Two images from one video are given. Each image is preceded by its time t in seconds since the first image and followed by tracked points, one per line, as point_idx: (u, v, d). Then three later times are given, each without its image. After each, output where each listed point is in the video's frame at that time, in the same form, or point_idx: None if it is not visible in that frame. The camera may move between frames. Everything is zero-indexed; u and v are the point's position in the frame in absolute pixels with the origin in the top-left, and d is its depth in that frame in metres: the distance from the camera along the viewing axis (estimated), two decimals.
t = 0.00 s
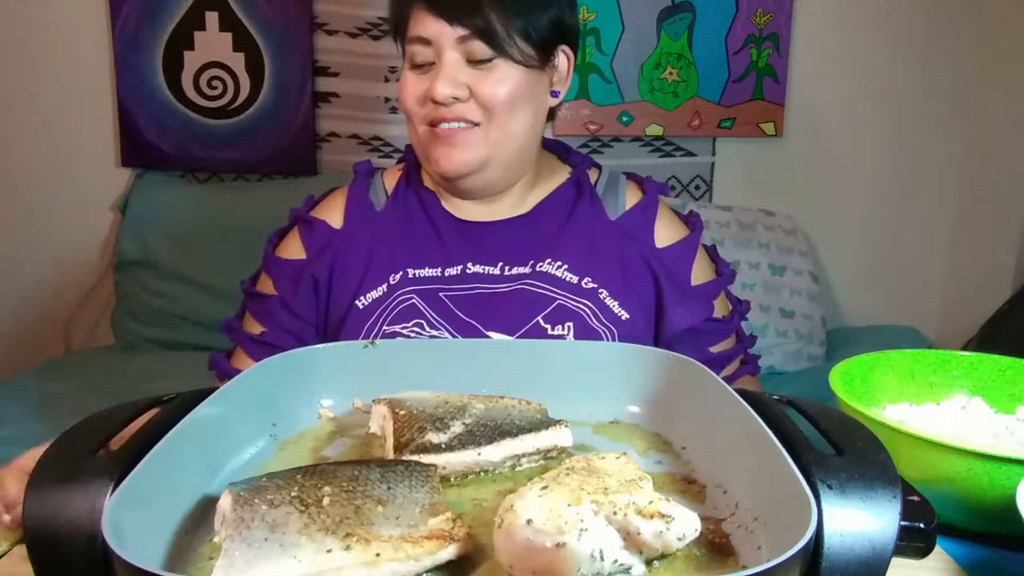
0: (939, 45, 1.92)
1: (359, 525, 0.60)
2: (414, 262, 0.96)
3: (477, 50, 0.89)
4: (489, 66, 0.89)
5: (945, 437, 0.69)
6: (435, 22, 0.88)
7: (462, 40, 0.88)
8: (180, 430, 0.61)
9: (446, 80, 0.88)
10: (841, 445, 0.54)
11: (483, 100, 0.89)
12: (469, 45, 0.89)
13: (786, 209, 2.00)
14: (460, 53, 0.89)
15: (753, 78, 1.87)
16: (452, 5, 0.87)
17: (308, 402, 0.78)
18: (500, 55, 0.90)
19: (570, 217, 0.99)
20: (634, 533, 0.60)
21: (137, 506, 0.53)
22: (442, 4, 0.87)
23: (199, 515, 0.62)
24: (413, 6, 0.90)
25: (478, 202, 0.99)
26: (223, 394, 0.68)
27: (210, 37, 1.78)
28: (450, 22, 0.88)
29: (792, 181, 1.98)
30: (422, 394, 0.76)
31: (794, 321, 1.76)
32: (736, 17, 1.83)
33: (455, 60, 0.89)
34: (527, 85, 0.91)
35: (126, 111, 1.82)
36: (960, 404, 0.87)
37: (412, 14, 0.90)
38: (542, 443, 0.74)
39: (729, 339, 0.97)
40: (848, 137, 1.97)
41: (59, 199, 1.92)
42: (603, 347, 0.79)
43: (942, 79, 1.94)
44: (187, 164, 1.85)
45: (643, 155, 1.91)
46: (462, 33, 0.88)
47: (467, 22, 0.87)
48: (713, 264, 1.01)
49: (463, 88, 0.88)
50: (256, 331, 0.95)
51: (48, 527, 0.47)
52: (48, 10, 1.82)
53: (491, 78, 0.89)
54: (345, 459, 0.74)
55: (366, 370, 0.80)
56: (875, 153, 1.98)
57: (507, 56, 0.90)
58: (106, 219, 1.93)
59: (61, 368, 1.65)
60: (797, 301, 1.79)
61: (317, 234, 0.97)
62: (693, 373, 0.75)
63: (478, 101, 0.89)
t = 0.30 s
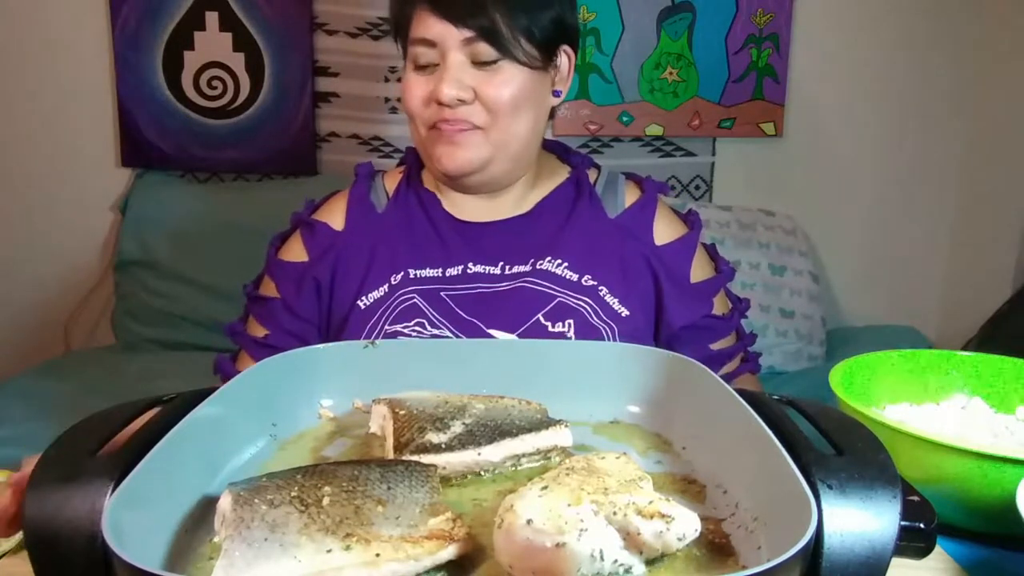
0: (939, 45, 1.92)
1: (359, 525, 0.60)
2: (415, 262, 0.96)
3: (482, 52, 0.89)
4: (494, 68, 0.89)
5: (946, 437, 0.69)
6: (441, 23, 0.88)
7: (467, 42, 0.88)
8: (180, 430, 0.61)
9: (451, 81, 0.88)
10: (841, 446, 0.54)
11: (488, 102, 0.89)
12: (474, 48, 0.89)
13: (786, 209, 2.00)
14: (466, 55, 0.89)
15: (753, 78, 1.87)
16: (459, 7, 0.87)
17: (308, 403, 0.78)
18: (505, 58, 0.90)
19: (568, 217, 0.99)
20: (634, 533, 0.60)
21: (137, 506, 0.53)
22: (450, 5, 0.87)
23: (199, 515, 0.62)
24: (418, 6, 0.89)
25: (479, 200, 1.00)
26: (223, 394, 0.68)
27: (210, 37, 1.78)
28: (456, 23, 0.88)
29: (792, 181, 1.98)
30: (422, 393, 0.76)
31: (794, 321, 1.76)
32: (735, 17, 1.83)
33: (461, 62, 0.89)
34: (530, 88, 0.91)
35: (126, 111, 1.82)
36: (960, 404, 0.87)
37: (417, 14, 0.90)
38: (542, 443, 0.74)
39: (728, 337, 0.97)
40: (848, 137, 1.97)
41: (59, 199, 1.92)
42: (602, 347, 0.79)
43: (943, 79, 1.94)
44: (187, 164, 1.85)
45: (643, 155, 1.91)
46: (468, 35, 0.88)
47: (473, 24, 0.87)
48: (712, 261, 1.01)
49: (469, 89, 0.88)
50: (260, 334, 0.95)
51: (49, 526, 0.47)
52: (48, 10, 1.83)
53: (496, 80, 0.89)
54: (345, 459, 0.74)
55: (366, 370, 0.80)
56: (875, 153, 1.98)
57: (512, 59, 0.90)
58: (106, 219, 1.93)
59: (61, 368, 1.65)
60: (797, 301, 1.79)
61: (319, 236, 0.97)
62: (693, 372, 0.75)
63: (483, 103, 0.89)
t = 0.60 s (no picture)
0: (938, 44, 1.92)
1: (359, 525, 0.60)
2: (413, 264, 0.96)
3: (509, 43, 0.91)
4: (521, 59, 0.92)
5: (946, 437, 0.69)
6: (470, 13, 0.90)
7: (495, 34, 0.91)
8: (181, 430, 0.61)
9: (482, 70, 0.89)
10: (841, 445, 0.54)
11: (516, 93, 0.91)
12: (502, 39, 0.91)
13: (786, 208, 2.00)
14: (492, 46, 0.91)
15: (753, 78, 1.87)
16: None
17: (308, 403, 0.78)
18: (531, 50, 0.92)
19: (565, 218, 0.99)
20: (634, 533, 0.60)
21: (137, 507, 0.53)
22: None
23: (199, 515, 0.62)
24: None
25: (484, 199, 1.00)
26: (223, 394, 0.68)
27: (210, 37, 1.78)
28: (486, 14, 0.89)
29: (792, 181, 1.98)
30: (422, 393, 0.76)
31: (794, 321, 1.76)
32: (735, 17, 1.83)
33: (490, 52, 0.90)
34: (550, 82, 0.94)
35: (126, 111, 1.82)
36: (960, 404, 0.87)
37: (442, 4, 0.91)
38: (542, 443, 0.74)
39: (728, 336, 0.97)
40: (848, 137, 1.97)
41: (59, 198, 1.92)
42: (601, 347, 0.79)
43: (942, 79, 1.94)
44: (187, 164, 1.85)
45: (643, 155, 1.90)
46: (497, 26, 0.90)
47: (501, 16, 0.90)
48: (711, 262, 1.01)
49: (499, 79, 0.90)
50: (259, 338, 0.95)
51: (48, 527, 0.47)
52: (48, 10, 1.83)
53: (522, 71, 0.91)
54: (346, 459, 0.74)
55: (366, 370, 0.80)
56: (875, 153, 1.98)
57: (537, 52, 0.92)
58: (106, 219, 1.93)
59: (61, 368, 1.65)
60: (797, 301, 1.79)
61: (316, 238, 0.97)
62: (693, 372, 0.75)
63: (512, 93, 0.90)
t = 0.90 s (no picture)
0: (938, 45, 1.92)
1: (359, 525, 0.60)
2: (415, 260, 1.00)
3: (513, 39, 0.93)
4: (524, 54, 0.94)
5: (945, 437, 0.69)
6: (474, 10, 0.92)
7: (500, 30, 0.93)
8: (181, 430, 0.61)
9: (489, 67, 0.92)
10: (841, 445, 0.54)
11: (521, 88, 0.94)
12: (506, 35, 0.93)
13: (786, 209, 2.00)
14: (497, 42, 0.93)
15: (753, 78, 1.87)
16: None
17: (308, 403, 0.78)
18: (534, 45, 0.94)
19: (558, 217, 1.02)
20: (634, 533, 0.60)
21: (137, 507, 0.53)
22: None
23: (199, 515, 0.62)
24: None
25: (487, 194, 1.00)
26: (223, 394, 0.68)
27: (211, 37, 1.79)
28: (490, 11, 0.92)
29: (792, 181, 1.98)
30: (422, 393, 0.76)
31: (794, 321, 1.76)
32: (736, 17, 1.83)
33: (495, 48, 0.93)
34: (551, 77, 0.97)
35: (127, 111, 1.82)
36: (960, 404, 0.87)
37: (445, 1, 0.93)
38: (542, 443, 0.74)
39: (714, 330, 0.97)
40: (848, 137, 1.97)
41: (60, 198, 1.92)
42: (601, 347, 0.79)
43: (942, 79, 1.94)
44: (187, 164, 1.85)
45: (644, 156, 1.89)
46: (502, 23, 0.92)
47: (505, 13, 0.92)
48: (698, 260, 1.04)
49: (505, 75, 0.93)
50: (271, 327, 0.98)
51: (48, 526, 0.47)
52: (49, 10, 1.83)
53: (527, 66, 0.94)
54: (345, 459, 0.74)
55: (366, 370, 0.79)
56: (875, 153, 1.98)
57: (540, 46, 0.95)
58: (106, 219, 1.93)
59: (60, 368, 1.65)
60: (797, 301, 1.79)
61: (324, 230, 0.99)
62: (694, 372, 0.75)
63: (518, 88, 0.93)
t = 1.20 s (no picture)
0: (938, 45, 1.92)
1: (359, 525, 0.60)
2: (416, 258, 0.98)
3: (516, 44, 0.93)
4: (526, 59, 0.94)
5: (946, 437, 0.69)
6: (478, 14, 0.91)
7: (503, 35, 0.93)
8: (181, 430, 0.61)
9: (491, 71, 0.92)
10: (841, 445, 0.54)
11: (522, 92, 0.93)
12: (509, 40, 0.93)
13: (785, 208, 2.00)
14: (500, 47, 0.93)
15: (753, 78, 1.87)
16: None
17: (308, 403, 0.78)
18: (536, 50, 0.94)
19: (553, 214, 1.01)
20: (634, 533, 0.60)
21: (137, 506, 0.53)
22: None
23: (199, 515, 0.62)
24: None
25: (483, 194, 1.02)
26: (223, 394, 0.68)
27: (210, 37, 1.79)
28: (494, 15, 0.91)
29: (792, 181, 1.98)
30: (422, 393, 0.76)
31: (794, 321, 1.76)
32: (736, 16, 1.83)
33: (497, 53, 0.93)
34: (552, 82, 0.96)
35: (127, 111, 1.82)
36: (960, 404, 0.87)
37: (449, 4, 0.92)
38: (542, 443, 0.74)
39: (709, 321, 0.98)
40: (848, 137, 1.97)
41: (60, 198, 1.92)
42: (602, 347, 0.79)
43: (941, 79, 1.94)
44: (187, 164, 1.85)
45: (643, 155, 1.90)
46: (506, 27, 0.92)
47: (508, 18, 0.92)
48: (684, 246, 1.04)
49: (506, 80, 0.92)
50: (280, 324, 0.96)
51: (47, 526, 0.47)
52: (48, 10, 1.83)
53: (528, 71, 0.94)
54: (345, 459, 0.74)
55: (366, 370, 0.79)
56: (875, 153, 1.98)
57: (542, 52, 0.95)
58: (106, 219, 1.93)
59: (60, 368, 1.65)
60: (797, 301, 1.79)
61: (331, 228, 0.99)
62: (694, 373, 0.74)
63: (520, 93, 0.93)
